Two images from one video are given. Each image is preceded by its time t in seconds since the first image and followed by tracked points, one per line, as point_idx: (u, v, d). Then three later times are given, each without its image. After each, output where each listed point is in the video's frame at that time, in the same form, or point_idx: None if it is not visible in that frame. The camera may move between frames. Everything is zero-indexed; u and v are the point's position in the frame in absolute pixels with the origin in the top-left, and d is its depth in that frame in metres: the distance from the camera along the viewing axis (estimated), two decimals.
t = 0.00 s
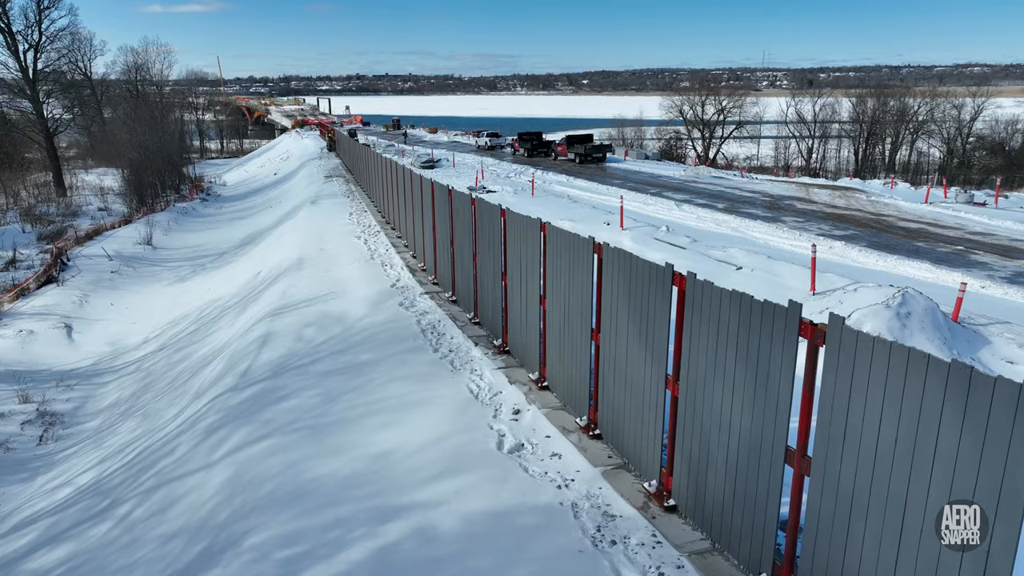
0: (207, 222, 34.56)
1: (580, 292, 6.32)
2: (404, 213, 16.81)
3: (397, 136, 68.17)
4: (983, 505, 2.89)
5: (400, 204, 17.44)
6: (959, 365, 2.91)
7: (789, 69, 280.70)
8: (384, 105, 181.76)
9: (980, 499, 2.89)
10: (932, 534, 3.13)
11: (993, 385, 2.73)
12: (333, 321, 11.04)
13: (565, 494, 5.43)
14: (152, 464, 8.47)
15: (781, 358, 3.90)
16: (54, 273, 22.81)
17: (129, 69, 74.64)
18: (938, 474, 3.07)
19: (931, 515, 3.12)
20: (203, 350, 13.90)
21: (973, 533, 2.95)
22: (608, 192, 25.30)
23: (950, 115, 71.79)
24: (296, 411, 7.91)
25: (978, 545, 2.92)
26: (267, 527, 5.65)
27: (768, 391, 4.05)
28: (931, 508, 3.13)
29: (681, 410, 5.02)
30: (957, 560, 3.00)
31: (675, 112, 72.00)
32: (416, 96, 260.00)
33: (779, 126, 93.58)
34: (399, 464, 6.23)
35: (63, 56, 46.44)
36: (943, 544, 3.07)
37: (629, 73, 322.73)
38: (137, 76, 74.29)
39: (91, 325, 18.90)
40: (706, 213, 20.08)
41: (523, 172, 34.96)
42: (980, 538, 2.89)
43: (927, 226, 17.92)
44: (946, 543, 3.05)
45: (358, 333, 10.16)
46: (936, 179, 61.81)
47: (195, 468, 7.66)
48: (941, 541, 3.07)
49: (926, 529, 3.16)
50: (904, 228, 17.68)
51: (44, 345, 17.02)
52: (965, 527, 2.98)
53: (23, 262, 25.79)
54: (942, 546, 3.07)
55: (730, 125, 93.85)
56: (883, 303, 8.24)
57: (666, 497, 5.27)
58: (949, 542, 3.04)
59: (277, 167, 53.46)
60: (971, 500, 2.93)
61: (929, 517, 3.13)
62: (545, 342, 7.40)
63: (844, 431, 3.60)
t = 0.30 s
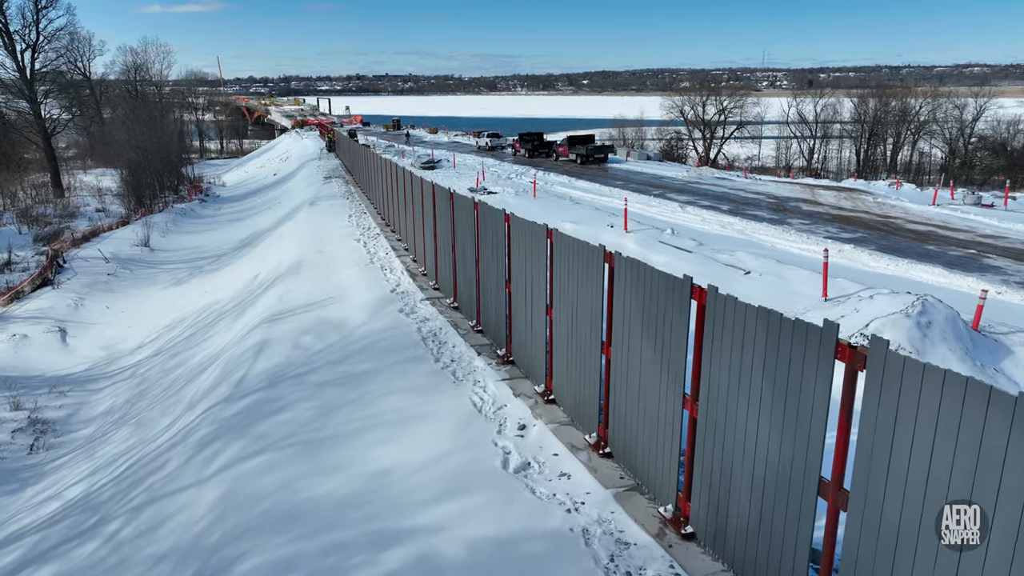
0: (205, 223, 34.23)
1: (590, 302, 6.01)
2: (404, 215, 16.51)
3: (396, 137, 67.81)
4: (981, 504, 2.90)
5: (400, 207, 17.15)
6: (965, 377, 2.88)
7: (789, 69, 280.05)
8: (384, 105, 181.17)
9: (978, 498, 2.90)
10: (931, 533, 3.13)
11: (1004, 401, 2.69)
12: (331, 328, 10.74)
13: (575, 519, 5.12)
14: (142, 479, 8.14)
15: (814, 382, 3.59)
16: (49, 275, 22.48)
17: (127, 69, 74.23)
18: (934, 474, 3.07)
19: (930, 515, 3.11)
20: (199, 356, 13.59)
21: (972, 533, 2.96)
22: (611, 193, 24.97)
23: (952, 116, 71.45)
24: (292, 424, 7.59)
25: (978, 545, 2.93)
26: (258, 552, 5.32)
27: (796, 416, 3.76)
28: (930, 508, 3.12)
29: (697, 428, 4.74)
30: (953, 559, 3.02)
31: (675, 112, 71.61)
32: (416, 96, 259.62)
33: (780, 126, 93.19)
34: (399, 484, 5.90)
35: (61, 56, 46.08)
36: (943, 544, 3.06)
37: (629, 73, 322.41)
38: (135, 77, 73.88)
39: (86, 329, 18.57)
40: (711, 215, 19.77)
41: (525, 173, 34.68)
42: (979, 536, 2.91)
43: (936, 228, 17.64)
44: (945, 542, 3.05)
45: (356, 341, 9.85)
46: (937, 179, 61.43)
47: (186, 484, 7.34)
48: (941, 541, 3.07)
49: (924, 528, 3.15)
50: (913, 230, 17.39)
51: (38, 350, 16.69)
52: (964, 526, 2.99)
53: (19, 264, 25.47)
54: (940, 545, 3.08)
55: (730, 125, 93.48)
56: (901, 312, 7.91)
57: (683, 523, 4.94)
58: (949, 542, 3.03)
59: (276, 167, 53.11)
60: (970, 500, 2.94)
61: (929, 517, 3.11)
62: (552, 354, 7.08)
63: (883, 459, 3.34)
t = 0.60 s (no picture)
0: (204, 224, 33.89)
1: (600, 314, 5.69)
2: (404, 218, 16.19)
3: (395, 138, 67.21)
4: (982, 504, 2.80)
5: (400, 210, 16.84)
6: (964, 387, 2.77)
7: (789, 69, 278.60)
8: (382, 105, 180.95)
9: (977, 497, 2.81)
10: (930, 533, 3.03)
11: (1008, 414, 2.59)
12: (329, 336, 10.43)
13: (586, 547, 4.80)
14: (131, 495, 7.80)
15: (856, 411, 3.25)
16: (44, 278, 22.16)
17: (126, 69, 73.82)
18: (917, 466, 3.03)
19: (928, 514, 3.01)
20: (194, 362, 13.27)
21: (972, 533, 2.86)
22: (613, 195, 24.63)
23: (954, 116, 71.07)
24: (287, 438, 7.27)
25: (978, 545, 2.83)
26: None
27: (831, 446, 3.43)
28: (928, 508, 3.02)
29: (718, 452, 4.41)
30: (950, 558, 2.93)
31: (676, 112, 71.22)
32: (415, 96, 259.34)
33: (782, 126, 92.81)
34: (399, 507, 5.58)
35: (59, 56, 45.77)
36: (943, 543, 2.97)
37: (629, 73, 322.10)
38: (134, 76, 73.50)
39: (80, 333, 18.26)
40: (716, 218, 19.43)
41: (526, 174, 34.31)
42: (980, 536, 2.81)
43: (945, 231, 17.33)
44: (944, 542, 2.95)
45: (355, 350, 9.53)
46: (939, 180, 61.05)
47: (176, 501, 7.00)
48: (939, 540, 2.97)
49: (923, 528, 3.05)
50: (922, 233, 17.08)
51: (31, 355, 16.38)
52: (965, 526, 2.88)
53: (14, 267, 25.13)
54: (939, 545, 2.98)
55: (731, 125, 93.09)
56: (922, 322, 7.57)
57: (702, 554, 4.61)
58: (948, 542, 2.93)
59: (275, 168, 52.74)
60: (969, 499, 2.84)
61: (928, 516, 3.01)
62: (559, 367, 6.75)
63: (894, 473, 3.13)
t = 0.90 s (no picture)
0: (202, 226, 33.58)
1: (613, 326, 5.34)
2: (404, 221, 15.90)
3: (395, 138, 66.79)
4: (981, 504, 2.69)
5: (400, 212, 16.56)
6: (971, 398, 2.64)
7: (788, 69, 278.66)
8: (384, 106, 181.12)
9: (976, 497, 2.70)
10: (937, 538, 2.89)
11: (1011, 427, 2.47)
12: (326, 344, 10.13)
13: None
14: (119, 512, 7.48)
15: (903, 445, 2.91)
16: (39, 280, 21.85)
17: (125, 68, 73.46)
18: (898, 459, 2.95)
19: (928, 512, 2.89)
20: (190, 369, 12.97)
21: (972, 533, 2.74)
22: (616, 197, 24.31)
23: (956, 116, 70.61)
24: (283, 455, 6.96)
25: (977, 546, 2.72)
26: None
27: (873, 481, 3.11)
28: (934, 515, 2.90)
29: (742, 479, 4.11)
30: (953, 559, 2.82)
31: (677, 113, 70.86)
32: (415, 96, 258.87)
33: (783, 127, 92.33)
34: (400, 532, 5.27)
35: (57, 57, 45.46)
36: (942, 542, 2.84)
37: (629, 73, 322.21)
38: (133, 76, 73.15)
39: (75, 337, 17.96)
40: (722, 220, 19.10)
41: (527, 175, 33.96)
42: (980, 538, 2.69)
43: (955, 234, 17.03)
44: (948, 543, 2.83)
45: (353, 359, 9.23)
46: (942, 181, 60.61)
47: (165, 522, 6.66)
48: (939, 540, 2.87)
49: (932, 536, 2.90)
50: (932, 236, 16.77)
51: (24, 361, 16.10)
52: (967, 528, 2.76)
53: (10, 269, 24.83)
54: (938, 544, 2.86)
55: (732, 125, 92.64)
56: (945, 332, 7.18)
57: None
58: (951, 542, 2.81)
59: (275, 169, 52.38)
60: (969, 500, 2.73)
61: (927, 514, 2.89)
62: (568, 382, 6.45)
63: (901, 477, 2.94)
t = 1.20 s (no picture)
0: (200, 227, 33.28)
1: (628, 342, 5.02)
2: (404, 224, 15.61)
3: (395, 138, 66.45)
4: (984, 505, 2.51)
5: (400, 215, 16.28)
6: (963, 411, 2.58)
7: (788, 69, 278.44)
8: (383, 106, 180.73)
9: (976, 496, 2.54)
10: (929, 532, 2.76)
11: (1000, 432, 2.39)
12: (325, 352, 9.83)
13: None
14: (107, 531, 7.14)
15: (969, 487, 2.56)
16: (35, 283, 21.53)
17: (125, 69, 73.19)
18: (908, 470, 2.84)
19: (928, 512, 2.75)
20: (185, 377, 12.64)
21: (975, 534, 2.55)
22: (619, 199, 23.99)
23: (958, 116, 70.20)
24: (277, 473, 6.62)
25: (978, 548, 2.53)
26: None
27: (906, 506, 2.87)
28: (926, 506, 2.77)
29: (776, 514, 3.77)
30: (948, 558, 2.66)
31: (678, 113, 70.56)
32: (415, 95, 258.51)
33: (784, 127, 91.93)
34: (402, 561, 4.94)
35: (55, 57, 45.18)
36: (943, 545, 2.69)
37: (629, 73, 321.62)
38: (132, 76, 72.85)
39: (69, 342, 17.64)
40: (727, 223, 18.79)
41: (528, 177, 33.65)
42: (980, 537, 2.51)
43: (965, 237, 16.72)
44: (945, 543, 2.67)
45: (352, 369, 8.92)
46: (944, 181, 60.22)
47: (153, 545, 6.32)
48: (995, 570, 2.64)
49: (921, 526, 2.80)
50: (943, 239, 16.45)
51: (17, 366, 15.78)
52: (964, 526, 2.60)
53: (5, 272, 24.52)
54: (939, 545, 2.71)
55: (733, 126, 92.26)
56: (970, 344, 6.85)
57: None
58: (949, 542, 2.65)
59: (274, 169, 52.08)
60: (967, 499, 2.57)
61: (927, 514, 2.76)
62: (577, 398, 6.14)
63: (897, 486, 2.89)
